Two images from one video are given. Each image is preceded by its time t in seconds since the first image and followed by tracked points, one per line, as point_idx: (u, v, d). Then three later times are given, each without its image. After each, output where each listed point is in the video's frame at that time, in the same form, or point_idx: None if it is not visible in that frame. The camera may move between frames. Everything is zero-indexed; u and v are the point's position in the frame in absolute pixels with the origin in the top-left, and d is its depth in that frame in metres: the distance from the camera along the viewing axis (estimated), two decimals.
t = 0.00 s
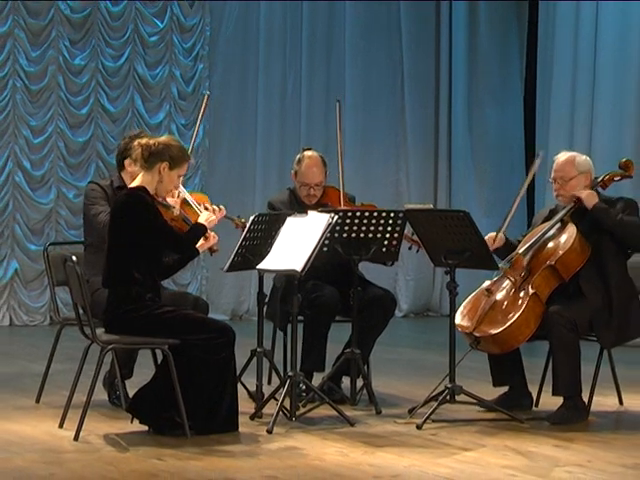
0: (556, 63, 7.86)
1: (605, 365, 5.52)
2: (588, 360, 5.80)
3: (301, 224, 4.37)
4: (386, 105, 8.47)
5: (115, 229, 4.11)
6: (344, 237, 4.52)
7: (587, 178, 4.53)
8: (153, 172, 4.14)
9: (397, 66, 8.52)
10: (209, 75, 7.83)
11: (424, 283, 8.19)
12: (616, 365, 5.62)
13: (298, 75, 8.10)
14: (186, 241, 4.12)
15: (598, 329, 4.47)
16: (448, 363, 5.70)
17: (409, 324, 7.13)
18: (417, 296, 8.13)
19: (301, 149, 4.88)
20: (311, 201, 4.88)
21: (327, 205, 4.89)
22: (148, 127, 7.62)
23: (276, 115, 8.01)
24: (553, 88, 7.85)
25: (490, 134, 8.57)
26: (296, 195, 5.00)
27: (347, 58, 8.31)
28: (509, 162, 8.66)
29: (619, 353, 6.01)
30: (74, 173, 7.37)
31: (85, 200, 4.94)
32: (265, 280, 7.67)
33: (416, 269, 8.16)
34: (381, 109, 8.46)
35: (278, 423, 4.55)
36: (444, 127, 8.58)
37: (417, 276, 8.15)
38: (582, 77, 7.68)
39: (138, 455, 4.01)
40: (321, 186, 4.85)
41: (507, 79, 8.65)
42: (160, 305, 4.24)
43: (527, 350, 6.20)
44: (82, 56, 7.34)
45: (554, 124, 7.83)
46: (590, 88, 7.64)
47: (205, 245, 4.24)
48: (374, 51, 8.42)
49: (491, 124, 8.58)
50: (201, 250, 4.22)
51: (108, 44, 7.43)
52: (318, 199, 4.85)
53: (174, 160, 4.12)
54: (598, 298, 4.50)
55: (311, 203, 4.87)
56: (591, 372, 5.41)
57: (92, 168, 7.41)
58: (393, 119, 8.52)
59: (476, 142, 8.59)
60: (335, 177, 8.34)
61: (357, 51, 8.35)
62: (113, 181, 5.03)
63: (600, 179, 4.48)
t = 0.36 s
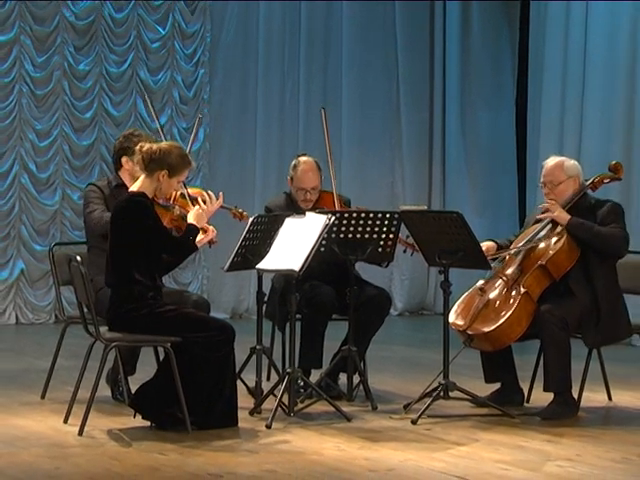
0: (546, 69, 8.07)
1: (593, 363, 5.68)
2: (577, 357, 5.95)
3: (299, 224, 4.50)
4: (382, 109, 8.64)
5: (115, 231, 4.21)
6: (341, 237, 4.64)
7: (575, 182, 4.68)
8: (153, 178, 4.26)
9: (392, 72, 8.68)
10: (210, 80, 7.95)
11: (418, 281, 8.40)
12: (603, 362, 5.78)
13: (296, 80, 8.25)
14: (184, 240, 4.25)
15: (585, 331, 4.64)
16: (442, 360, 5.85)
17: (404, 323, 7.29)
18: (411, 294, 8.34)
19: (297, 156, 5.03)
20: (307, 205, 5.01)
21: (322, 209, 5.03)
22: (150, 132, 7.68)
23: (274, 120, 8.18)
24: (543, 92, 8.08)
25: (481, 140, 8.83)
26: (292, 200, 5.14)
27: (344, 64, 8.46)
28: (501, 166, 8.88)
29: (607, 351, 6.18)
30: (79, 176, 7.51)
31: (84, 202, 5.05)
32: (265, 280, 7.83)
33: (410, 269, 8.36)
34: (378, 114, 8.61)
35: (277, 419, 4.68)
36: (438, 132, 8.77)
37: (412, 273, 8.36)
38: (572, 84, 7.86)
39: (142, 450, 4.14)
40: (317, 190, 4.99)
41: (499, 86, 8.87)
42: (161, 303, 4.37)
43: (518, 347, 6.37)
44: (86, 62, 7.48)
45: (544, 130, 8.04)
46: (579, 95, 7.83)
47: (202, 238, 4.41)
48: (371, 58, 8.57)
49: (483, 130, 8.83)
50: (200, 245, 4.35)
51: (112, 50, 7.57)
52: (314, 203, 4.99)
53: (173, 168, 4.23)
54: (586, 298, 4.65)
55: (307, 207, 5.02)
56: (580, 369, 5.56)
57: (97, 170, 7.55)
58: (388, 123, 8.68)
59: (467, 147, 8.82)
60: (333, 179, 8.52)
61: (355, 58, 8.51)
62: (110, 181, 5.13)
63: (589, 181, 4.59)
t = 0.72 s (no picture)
0: (536, 70, 8.13)
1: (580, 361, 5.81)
2: (566, 354, 6.09)
3: (295, 225, 4.63)
4: (376, 112, 8.77)
5: (116, 232, 4.35)
6: (336, 237, 4.76)
7: (565, 183, 4.81)
8: (149, 176, 4.38)
9: (385, 75, 8.80)
10: (208, 84, 8.14)
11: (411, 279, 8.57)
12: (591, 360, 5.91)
13: (290, 84, 8.33)
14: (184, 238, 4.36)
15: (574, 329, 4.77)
16: (433, 358, 5.98)
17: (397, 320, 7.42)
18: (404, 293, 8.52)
19: (292, 160, 5.16)
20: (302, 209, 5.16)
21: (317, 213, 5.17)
22: (150, 134, 7.89)
23: (271, 123, 8.24)
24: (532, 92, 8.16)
25: (472, 142, 8.96)
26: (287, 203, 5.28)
27: (338, 67, 8.57)
28: (492, 167, 8.98)
29: (595, 349, 6.31)
30: (80, 177, 7.64)
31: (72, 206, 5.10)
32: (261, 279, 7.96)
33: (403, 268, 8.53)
34: (371, 116, 8.74)
35: (273, 414, 4.81)
36: (431, 134, 8.93)
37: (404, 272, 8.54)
38: (560, 86, 7.91)
39: (142, 444, 4.27)
40: (312, 196, 5.14)
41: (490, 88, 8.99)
42: (161, 301, 4.50)
43: (508, 345, 6.50)
44: (87, 67, 7.61)
45: (534, 132, 8.13)
46: (567, 97, 7.87)
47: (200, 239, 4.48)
48: (365, 61, 8.69)
49: (473, 133, 8.96)
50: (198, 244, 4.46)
51: (112, 55, 7.71)
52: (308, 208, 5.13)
53: (168, 165, 4.36)
54: (574, 297, 4.79)
55: (301, 212, 5.17)
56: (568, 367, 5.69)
57: (97, 172, 7.69)
58: (381, 126, 8.81)
59: (461, 150, 8.94)
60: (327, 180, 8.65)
61: (349, 61, 8.60)
62: (102, 183, 5.17)
63: (579, 183, 4.72)
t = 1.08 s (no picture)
0: (530, 72, 8.20)
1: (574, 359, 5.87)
2: (560, 353, 6.14)
3: (291, 225, 4.68)
4: (371, 113, 8.84)
5: (114, 232, 4.39)
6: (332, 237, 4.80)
7: (562, 182, 4.86)
8: (144, 177, 4.42)
9: (380, 76, 8.87)
10: (205, 85, 8.19)
11: (406, 279, 8.64)
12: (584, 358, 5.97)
13: (286, 86, 8.42)
14: (179, 240, 4.41)
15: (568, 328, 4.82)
16: (428, 356, 6.03)
17: (393, 320, 7.47)
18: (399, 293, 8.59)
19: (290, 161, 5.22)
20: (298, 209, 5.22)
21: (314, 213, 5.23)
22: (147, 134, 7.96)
23: (266, 126, 8.34)
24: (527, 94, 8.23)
25: (467, 143, 9.01)
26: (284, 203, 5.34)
27: (335, 69, 8.64)
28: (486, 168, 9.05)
29: (588, 348, 6.37)
30: (79, 177, 7.70)
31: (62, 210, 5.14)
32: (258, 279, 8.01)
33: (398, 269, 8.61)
34: (366, 118, 8.81)
35: (270, 412, 4.86)
36: (425, 135, 9.00)
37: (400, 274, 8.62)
38: (553, 87, 7.98)
39: (139, 442, 4.32)
40: (308, 197, 5.20)
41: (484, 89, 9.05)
42: (158, 300, 4.54)
43: (502, 344, 6.55)
44: (85, 68, 7.67)
45: (528, 133, 8.20)
46: (560, 98, 7.94)
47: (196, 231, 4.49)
48: (360, 63, 8.76)
49: (467, 132, 8.99)
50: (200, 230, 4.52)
51: (110, 57, 7.76)
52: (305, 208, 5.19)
53: (162, 164, 4.39)
54: (568, 296, 4.85)
55: (297, 212, 5.23)
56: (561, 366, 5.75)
57: (96, 172, 7.75)
58: (376, 127, 8.88)
59: (455, 151, 9.00)
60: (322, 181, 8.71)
61: (345, 65, 8.68)
62: (92, 187, 5.21)
63: (575, 183, 4.76)
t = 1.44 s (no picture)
0: (529, 72, 8.21)
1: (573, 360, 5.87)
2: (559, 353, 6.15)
3: (290, 225, 4.66)
4: (370, 113, 8.84)
5: (113, 232, 4.38)
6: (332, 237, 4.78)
7: (564, 182, 4.86)
8: (140, 180, 4.41)
9: (379, 76, 8.86)
10: (204, 85, 8.18)
11: (405, 279, 8.64)
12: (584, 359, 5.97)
13: (285, 86, 8.43)
14: (178, 240, 4.40)
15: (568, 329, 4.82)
16: (428, 356, 6.04)
17: (392, 319, 7.47)
18: (398, 293, 8.60)
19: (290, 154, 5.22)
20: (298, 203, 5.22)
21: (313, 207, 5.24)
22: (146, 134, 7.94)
23: (266, 127, 8.34)
24: (526, 93, 8.25)
25: (465, 143, 9.03)
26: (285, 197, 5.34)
27: (334, 69, 8.64)
28: (485, 168, 9.07)
29: (587, 349, 6.37)
30: (78, 177, 7.69)
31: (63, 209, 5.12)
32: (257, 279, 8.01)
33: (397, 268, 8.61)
34: (365, 118, 8.81)
35: (269, 412, 4.86)
36: (425, 134, 9.00)
37: (399, 273, 8.62)
38: (553, 87, 7.98)
39: (139, 443, 4.32)
40: (308, 189, 5.20)
41: (483, 89, 9.05)
42: (158, 300, 4.54)
43: (502, 344, 6.56)
44: (85, 68, 7.67)
45: (527, 133, 8.20)
46: (559, 99, 7.94)
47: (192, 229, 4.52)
48: (359, 62, 8.76)
49: (466, 133, 9.02)
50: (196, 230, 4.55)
51: (109, 57, 7.76)
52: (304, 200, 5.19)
53: (158, 167, 4.38)
54: (568, 296, 4.84)
55: (297, 205, 5.23)
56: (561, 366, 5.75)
57: (95, 172, 7.75)
58: (375, 127, 8.88)
59: (454, 151, 9.02)
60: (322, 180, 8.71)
61: (344, 64, 8.68)
62: (95, 186, 5.18)
63: (576, 183, 4.76)
